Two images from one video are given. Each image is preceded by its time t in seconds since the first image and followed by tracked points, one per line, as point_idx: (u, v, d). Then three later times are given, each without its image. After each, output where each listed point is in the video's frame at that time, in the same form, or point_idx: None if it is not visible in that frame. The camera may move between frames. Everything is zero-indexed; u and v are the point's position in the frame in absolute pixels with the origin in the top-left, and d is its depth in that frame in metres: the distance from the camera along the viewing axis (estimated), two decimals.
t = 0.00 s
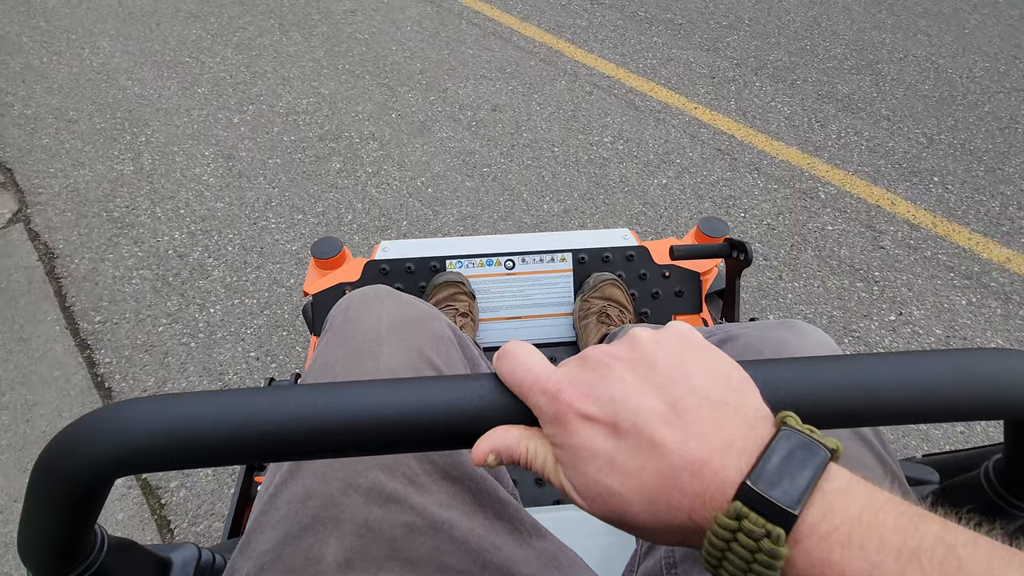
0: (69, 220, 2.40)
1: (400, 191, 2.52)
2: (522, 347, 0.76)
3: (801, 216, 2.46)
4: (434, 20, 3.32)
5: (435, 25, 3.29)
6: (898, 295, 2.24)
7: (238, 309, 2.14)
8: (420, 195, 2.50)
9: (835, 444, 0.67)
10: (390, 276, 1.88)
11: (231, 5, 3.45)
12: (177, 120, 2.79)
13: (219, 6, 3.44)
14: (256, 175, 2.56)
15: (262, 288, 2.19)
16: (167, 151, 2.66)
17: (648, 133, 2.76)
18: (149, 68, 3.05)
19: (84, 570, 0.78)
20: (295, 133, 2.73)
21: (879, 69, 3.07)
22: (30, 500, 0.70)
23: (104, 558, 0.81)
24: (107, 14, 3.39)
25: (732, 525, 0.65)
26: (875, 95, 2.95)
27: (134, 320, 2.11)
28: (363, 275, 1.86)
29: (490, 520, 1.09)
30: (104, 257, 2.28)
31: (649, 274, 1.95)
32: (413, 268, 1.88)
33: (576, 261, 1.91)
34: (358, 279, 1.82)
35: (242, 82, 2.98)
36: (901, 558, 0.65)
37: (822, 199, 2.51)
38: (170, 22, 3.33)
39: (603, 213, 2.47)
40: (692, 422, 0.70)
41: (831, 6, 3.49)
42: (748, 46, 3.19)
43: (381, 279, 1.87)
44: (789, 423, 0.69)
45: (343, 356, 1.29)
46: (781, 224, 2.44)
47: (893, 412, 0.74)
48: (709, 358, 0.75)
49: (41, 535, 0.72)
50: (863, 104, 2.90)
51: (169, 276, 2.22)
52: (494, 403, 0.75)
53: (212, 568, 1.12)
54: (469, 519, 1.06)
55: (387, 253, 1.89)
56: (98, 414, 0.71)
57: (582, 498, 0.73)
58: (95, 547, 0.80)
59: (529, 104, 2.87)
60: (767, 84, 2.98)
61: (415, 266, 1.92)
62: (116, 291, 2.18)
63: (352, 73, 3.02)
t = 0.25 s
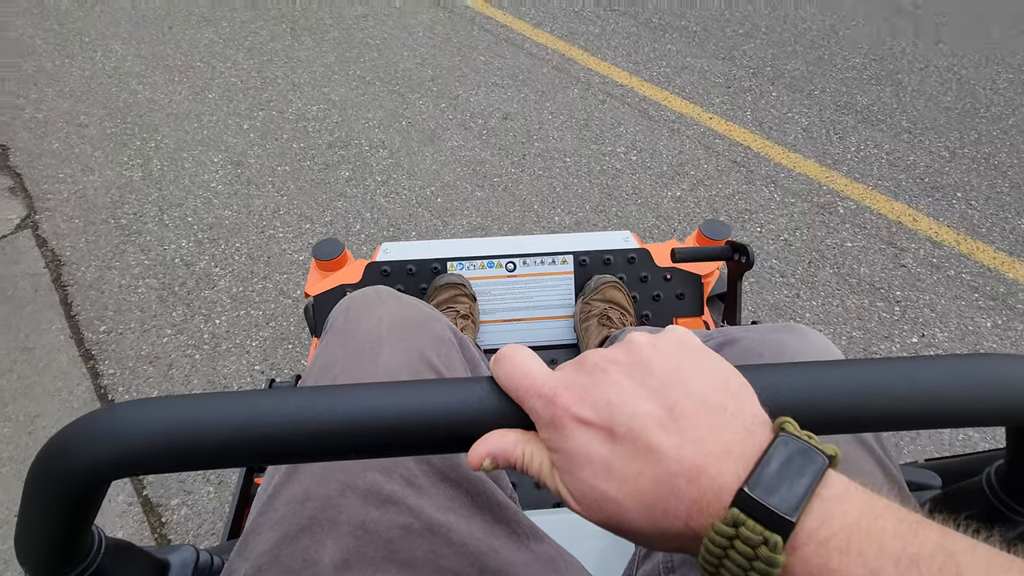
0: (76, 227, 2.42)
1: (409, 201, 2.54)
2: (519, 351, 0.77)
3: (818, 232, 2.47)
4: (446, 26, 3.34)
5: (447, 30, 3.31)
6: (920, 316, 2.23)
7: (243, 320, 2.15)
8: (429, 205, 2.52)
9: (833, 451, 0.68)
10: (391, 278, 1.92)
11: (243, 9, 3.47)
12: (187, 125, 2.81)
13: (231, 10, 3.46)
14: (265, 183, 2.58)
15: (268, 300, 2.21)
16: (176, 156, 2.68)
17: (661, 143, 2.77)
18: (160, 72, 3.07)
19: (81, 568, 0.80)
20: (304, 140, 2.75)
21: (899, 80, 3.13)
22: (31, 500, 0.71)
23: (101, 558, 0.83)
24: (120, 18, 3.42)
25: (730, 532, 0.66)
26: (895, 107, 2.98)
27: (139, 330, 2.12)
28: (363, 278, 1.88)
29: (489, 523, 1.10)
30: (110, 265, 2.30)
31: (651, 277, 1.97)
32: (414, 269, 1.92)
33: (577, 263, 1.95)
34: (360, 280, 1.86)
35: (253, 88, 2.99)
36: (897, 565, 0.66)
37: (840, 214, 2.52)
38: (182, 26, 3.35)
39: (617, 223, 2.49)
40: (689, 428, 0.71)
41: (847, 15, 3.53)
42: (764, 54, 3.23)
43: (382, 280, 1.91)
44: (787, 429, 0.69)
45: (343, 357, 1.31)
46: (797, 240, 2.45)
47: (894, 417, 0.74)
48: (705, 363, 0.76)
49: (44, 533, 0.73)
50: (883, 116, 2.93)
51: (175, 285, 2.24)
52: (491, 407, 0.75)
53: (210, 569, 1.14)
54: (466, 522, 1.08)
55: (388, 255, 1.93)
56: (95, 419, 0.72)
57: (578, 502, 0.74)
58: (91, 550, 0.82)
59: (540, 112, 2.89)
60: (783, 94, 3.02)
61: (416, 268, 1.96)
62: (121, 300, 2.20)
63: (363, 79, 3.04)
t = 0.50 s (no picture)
0: (83, 232, 2.41)
1: (418, 209, 2.51)
2: (531, 353, 0.74)
3: (835, 245, 2.42)
4: (456, 30, 3.31)
5: (458, 34, 3.28)
6: (939, 333, 2.19)
7: (249, 330, 2.13)
8: (437, 213, 2.50)
9: (856, 456, 0.64)
10: (395, 278, 1.93)
11: (252, 13, 3.45)
12: (195, 129, 2.80)
13: (241, 13, 3.45)
14: (273, 189, 2.56)
15: (274, 308, 2.19)
16: (184, 161, 2.67)
17: (674, 152, 2.73)
18: (169, 75, 3.06)
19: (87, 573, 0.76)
20: (313, 146, 2.73)
21: (917, 89, 3.07)
22: (33, 506, 0.68)
23: (106, 560, 0.78)
24: (130, 21, 3.42)
25: (750, 540, 0.62)
26: (914, 116, 2.93)
27: (144, 338, 2.11)
28: (368, 279, 1.89)
29: (495, 526, 1.07)
30: (115, 271, 2.29)
31: (655, 279, 1.96)
32: (418, 270, 1.93)
33: (582, 265, 1.94)
34: (364, 281, 1.87)
35: (262, 92, 2.98)
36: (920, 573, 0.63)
37: (857, 227, 2.48)
38: (191, 29, 3.34)
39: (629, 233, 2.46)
40: (706, 432, 0.66)
41: (865, 22, 3.47)
42: (779, 62, 3.18)
43: (386, 281, 1.92)
44: (807, 434, 0.65)
45: (349, 357, 1.28)
46: (813, 253, 2.40)
47: (910, 422, 0.71)
48: (723, 366, 0.71)
49: (44, 541, 0.70)
50: (901, 126, 2.88)
51: (181, 292, 2.23)
52: (502, 408, 0.73)
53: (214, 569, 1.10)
54: (472, 525, 1.04)
55: (392, 256, 1.95)
56: (100, 419, 0.70)
57: (591, 508, 0.70)
58: (96, 550, 0.78)
59: (551, 119, 2.86)
60: (799, 103, 2.97)
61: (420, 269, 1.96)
62: (126, 307, 2.19)
63: (372, 84, 3.01)
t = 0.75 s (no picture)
0: (90, 238, 2.40)
1: (426, 218, 2.48)
2: (541, 357, 0.70)
3: (851, 260, 2.37)
4: (466, 36, 3.30)
5: (468, 41, 3.27)
6: (960, 352, 2.13)
7: (254, 340, 2.11)
8: (446, 222, 2.47)
9: (871, 459, 0.62)
10: (399, 280, 1.90)
11: (263, 17, 3.46)
12: (204, 135, 2.79)
13: (250, 18, 3.45)
14: (280, 196, 2.54)
15: (280, 318, 2.17)
16: (192, 166, 2.66)
17: (687, 161, 2.69)
18: (179, 79, 3.07)
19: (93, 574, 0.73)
20: (321, 152, 2.72)
21: (934, 99, 3.01)
22: (39, 507, 0.65)
23: (111, 561, 0.75)
24: (142, 24, 3.43)
25: (767, 543, 0.60)
26: (931, 127, 2.88)
27: (149, 347, 2.09)
28: (373, 280, 1.86)
29: (500, 528, 1.03)
30: (122, 278, 2.27)
31: (659, 281, 1.95)
32: (423, 272, 1.91)
33: (586, 267, 1.95)
34: (368, 283, 1.84)
35: (271, 97, 2.97)
36: None
37: (874, 241, 2.42)
38: (201, 34, 3.34)
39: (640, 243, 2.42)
40: (721, 434, 0.64)
41: (880, 30, 3.42)
42: (793, 70, 3.14)
43: (390, 283, 1.88)
44: (820, 436, 0.63)
45: (355, 359, 1.24)
46: (829, 267, 2.35)
47: (926, 427, 0.68)
48: (736, 371, 0.70)
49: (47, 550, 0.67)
50: (918, 137, 2.82)
51: (187, 301, 2.21)
52: (514, 416, 0.69)
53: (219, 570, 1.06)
54: (479, 526, 1.01)
55: (397, 258, 1.92)
56: (107, 421, 0.67)
57: (603, 512, 0.66)
58: (102, 551, 0.75)
59: (561, 127, 2.83)
60: (813, 113, 2.92)
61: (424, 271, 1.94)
62: (132, 315, 2.17)
63: (382, 90, 3.00)
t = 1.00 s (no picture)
0: (95, 242, 2.39)
1: (430, 225, 2.47)
2: (553, 368, 0.69)
3: (862, 271, 2.33)
4: (473, 41, 3.29)
5: (475, 46, 3.26)
6: (972, 368, 2.09)
7: (257, 348, 2.09)
8: (451, 229, 2.45)
9: (878, 477, 0.59)
10: (402, 284, 1.89)
11: (271, 21, 3.47)
12: (211, 139, 2.79)
13: (258, 22, 3.46)
14: (285, 202, 2.53)
15: (283, 325, 2.15)
16: (198, 171, 2.66)
17: (695, 169, 2.67)
18: (186, 83, 3.07)
19: None
20: (327, 157, 2.71)
21: (945, 108, 2.98)
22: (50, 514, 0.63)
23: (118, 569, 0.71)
24: (150, 27, 3.45)
25: (773, 564, 0.57)
26: (942, 136, 2.84)
27: (152, 354, 2.07)
28: (376, 283, 1.84)
29: (507, 533, 1.00)
30: (126, 283, 2.27)
31: (662, 286, 1.93)
32: (426, 276, 1.90)
33: (589, 271, 1.93)
34: (371, 287, 1.82)
35: (277, 101, 2.97)
36: None
37: (885, 252, 2.39)
38: (210, 38, 3.35)
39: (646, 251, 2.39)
40: (727, 453, 0.61)
41: (890, 38, 3.40)
42: (802, 78, 3.12)
43: (393, 286, 1.87)
44: (827, 454, 0.60)
45: (363, 363, 1.22)
46: (839, 279, 2.31)
47: (939, 444, 0.66)
48: (744, 386, 0.66)
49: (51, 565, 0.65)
50: (929, 147, 2.79)
51: (190, 307, 2.20)
52: (521, 430, 0.67)
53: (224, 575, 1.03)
54: (486, 531, 0.98)
55: (400, 261, 1.90)
56: (118, 429, 0.65)
57: (611, 531, 0.64)
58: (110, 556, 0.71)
59: (568, 133, 2.81)
60: (823, 121, 2.89)
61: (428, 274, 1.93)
62: (135, 321, 2.16)
63: (388, 95, 2.99)
